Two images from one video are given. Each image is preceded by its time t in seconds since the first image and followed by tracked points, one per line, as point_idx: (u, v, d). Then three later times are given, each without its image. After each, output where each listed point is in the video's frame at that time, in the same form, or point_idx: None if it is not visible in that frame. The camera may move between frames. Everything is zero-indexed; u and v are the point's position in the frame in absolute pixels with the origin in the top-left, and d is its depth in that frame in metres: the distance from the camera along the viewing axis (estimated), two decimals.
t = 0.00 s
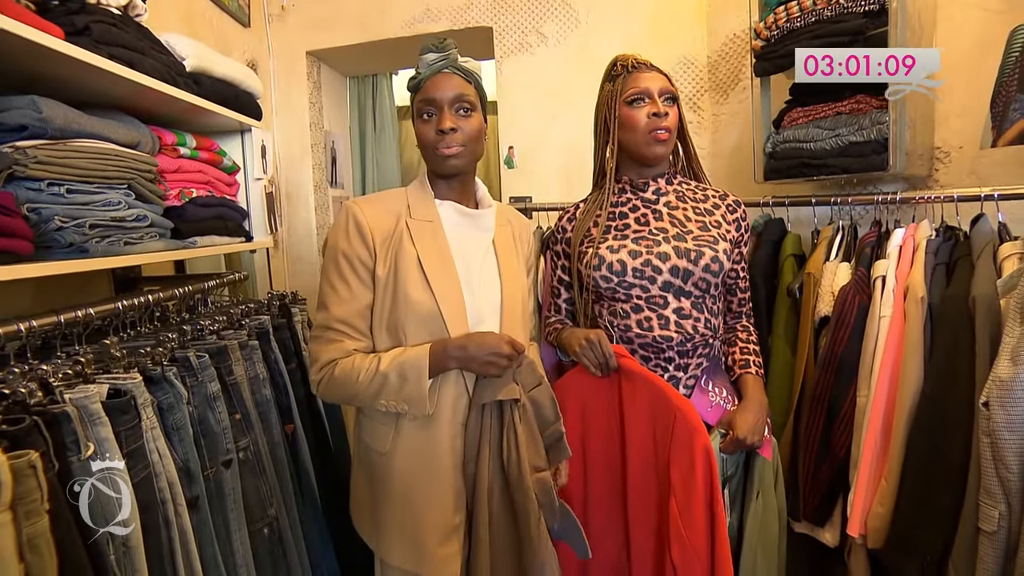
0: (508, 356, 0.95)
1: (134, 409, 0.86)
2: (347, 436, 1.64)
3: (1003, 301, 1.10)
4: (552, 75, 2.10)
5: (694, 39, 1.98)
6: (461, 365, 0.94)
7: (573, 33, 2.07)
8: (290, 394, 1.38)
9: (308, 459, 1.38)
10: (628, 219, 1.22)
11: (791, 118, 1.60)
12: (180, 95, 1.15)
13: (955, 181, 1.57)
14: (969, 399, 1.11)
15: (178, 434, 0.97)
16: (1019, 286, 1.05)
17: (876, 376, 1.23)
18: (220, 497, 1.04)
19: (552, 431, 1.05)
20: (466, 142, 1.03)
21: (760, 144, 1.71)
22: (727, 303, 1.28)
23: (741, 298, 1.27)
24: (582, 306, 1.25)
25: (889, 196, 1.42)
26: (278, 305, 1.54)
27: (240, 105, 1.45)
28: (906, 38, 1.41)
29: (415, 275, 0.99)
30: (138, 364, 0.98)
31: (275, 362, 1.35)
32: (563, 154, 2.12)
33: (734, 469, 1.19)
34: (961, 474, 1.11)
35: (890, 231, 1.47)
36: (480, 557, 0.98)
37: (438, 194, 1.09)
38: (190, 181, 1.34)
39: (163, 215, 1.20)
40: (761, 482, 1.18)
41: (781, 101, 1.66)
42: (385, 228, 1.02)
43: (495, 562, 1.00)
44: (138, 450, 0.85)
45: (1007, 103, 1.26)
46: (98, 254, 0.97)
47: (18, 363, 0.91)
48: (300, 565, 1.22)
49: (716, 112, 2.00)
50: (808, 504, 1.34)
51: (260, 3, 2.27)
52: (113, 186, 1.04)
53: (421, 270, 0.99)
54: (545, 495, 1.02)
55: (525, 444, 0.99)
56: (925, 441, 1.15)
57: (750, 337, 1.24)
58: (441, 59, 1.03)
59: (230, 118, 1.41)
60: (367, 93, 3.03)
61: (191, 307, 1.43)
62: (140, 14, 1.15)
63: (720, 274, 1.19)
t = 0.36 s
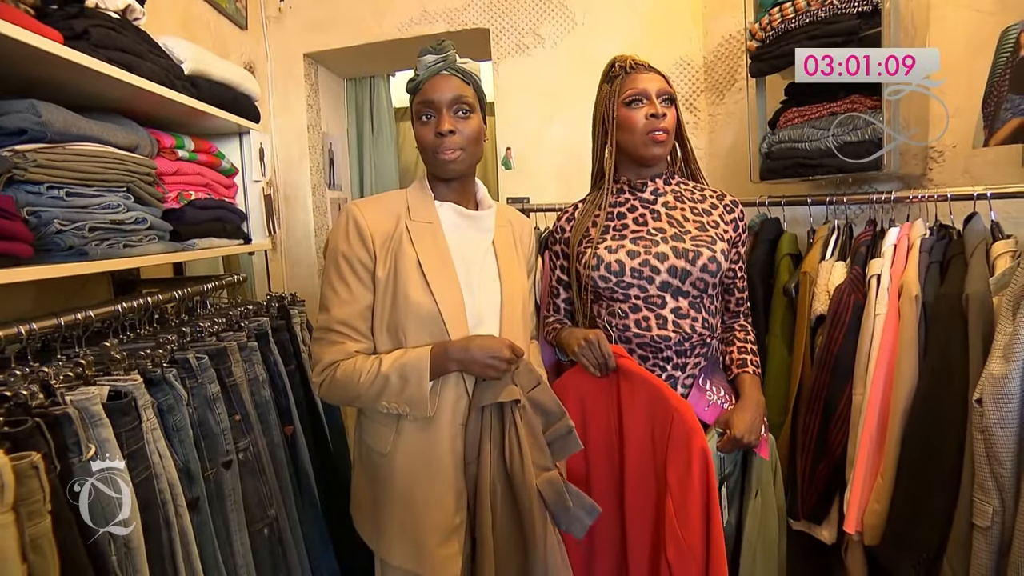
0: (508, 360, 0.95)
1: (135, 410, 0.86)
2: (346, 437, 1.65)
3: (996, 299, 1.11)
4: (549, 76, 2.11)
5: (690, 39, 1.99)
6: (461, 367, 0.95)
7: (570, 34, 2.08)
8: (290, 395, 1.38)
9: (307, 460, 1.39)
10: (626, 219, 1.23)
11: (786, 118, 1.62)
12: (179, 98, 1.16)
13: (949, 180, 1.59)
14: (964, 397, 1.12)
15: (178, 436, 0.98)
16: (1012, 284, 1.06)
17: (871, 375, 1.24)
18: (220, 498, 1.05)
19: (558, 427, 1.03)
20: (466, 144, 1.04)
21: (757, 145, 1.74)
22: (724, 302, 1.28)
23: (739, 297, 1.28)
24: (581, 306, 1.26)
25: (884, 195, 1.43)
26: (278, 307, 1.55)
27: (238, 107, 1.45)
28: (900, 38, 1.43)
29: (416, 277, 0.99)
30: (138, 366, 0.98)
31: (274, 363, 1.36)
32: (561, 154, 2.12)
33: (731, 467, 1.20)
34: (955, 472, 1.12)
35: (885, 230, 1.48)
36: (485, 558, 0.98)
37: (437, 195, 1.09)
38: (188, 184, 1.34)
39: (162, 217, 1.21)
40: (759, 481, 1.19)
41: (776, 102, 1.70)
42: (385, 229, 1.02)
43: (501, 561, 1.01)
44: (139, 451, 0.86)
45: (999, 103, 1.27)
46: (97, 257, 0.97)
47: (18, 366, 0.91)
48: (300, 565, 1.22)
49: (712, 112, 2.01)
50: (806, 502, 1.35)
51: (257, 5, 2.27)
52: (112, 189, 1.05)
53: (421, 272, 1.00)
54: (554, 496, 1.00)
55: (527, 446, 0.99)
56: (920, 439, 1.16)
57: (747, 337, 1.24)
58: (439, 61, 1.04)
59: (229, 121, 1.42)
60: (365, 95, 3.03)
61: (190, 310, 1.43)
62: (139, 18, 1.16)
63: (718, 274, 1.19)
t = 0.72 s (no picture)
0: (510, 365, 0.96)
1: (143, 409, 0.87)
2: (349, 437, 1.65)
3: (1000, 302, 1.11)
4: (554, 77, 2.11)
5: (694, 42, 2.00)
6: (463, 370, 0.95)
7: (574, 36, 2.08)
8: (294, 394, 1.39)
9: (311, 460, 1.39)
10: (630, 220, 1.23)
11: (791, 121, 1.62)
12: (187, 100, 1.17)
13: (954, 183, 1.58)
14: (967, 400, 1.12)
15: (185, 434, 0.98)
16: (1016, 287, 1.06)
17: (875, 377, 1.24)
18: (225, 496, 1.05)
19: (561, 430, 1.02)
20: (469, 146, 1.04)
21: (761, 146, 1.73)
22: (729, 305, 1.29)
23: (743, 300, 1.28)
24: (584, 307, 1.26)
25: (888, 198, 1.43)
26: (282, 306, 1.56)
27: (244, 109, 1.46)
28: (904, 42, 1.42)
29: (418, 279, 1.00)
30: (145, 365, 0.99)
31: (279, 363, 1.37)
32: (565, 156, 2.13)
33: (736, 471, 1.17)
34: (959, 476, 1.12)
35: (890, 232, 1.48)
36: (487, 558, 0.98)
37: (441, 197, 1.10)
38: (194, 185, 1.35)
39: (168, 218, 1.22)
40: (762, 483, 1.19)
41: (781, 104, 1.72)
42: (387, 231, 1.03)
43: (504, 562, 1.00)
44: (146, 449, 0.86)
45: (1004, 106, 1.27)
46: (106, 257, 0.98)
47: (27, 364, 0.92)
48: (304, 564, 1.23)
49: (716, 114, 2.01)
50: (809, 504, 1.36)
51: (264, 7, 2.28)
52: (120, 189, 1.05)
53: (423, 274, 1.00)
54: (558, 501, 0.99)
55: (530, 447, 0.99)
56: (923, 441, 1.16)
57: (752, 340, 1.24)
58: (442, 63, 1.04)
59: (236, 122, 1.43)
60: (369, 96, 3.04)
61: (196, 310, 1.44)
62: (147, 20, 1.17)
63: (721, 276, 1.20)
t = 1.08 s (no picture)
0: (507, 366, 0.96)
1: (144, 409, 0.87)
2: (351, 438, 1.66)
3: (1000, 303, 1.11)
4: (554, 78, 2.12)
5: (694, 43, 2.00)
6: (460, 371, 0.96)
7: (574, 37, 2.09)
8: (295, 395, 1.40)
9: (313, 461, 1.40)
10: (631, 221, 1.24)
11: (791, 122, 1.63)
12: (188, 101, 1.17)
13: (954, 184, 1.59)
14: (967, 400, 1.12)
15: (186, 434, 0.98)
16: (1015, 288, 1.06)
17: (875, 377, 1.25)
18: (226, 496, 1.06)
19: (561, 431, 1.02)
20: (468, 147, 1.05)
21: (761, 148, 1.73)
22: (729, 306, 1.29)
23: (742, 301, 1.28)
24: (584, 308, 1.26)
25: (887, 199, 1.43)
26: (283, 307, 1.56)
27: (246, 110, 1.47)
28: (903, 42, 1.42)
29: (416, 280, 1.00)
30: (148, 366, 1.00)
31: (280, 364, 1.37)
32: (565, 157, 2.13)
33: (737, 471, 1.18)
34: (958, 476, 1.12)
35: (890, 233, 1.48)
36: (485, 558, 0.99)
37: (441, 198, 1.10)
38: (196, 186, 1.36)
39: (170, 219, 1.22)
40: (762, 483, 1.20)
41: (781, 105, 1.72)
42: (386, 233, 1.04)
43: (503, 562, 1.00)
44: (148, 449, 0.87)
45: (1003, 107, 1.27)
46: (109, 258, 0.98)
47: (30, 364, 0.93)
48: (305, 564, 1.23)
49: (717, 115, 2.01)
50: (809, 505, 1.36)
51: (265, 8, 2.29)
52: (122, 191, 1.06)
53: (422, 276, 1.01)
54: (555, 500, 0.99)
55: (528, 448, 1.00)
56: (922, 441, 1.16)
57: (752, 341, 1.24)
58: (441, 63, 1.05)
59: (237, 124, 1.43)
60: (370, 97, 3.05)
61: (197, 311, 1.45)
62: (150, 22, 1.17)
63: (722, 276, 1.20)
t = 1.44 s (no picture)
0: (502, 369, 0.96)
1: (141, 415, 0.87)
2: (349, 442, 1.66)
3: (993, 304, 1.12)
4: (550, 82, 2.12)
5: (690, 46, 2.01)
6: (455, 374, 0.96)
7: (570, 40, 2.09)
8: (292, 400, 1.40)
9: (310, 466, 1.40)
10: (627, 224, 1.24)
11: (786, 124, 1.64)
12: (185, 107, 1.18)
13: (948, 185, 1.61)
14: (963, 401, 1.12)
15: (183, 440, 0.99)
16: (1008, 289, 1.07)
17: (871, 378, 1.25)
18: (223, 502, 1.06)
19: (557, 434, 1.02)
20: (462, 151, 1.05)
21: (757, 151, 1.74)
22: (725, 308, 1.29)
23: (740, 303, 1.28)
24: (582, 311, 1.27)
25: (882, 201, 1.44)
26: (281, 312, 1.56)
27: (242, 115, 1.47)
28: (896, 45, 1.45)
29: (411, 285, 1.00)
30: (144, 372, 1.00)
31: (278, 369, 1.37)
32: (562, 160, 2.14)
33: (736, 473, 1.18)
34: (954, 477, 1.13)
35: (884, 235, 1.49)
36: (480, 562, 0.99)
37: (436, 202, 1.10)
38: (193, 192, 1.36)
39: (166, 225, 1.22)
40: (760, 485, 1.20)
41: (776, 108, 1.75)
42: (380, 238, 1.04)
43: (497, 565, 1.00)
44: (145, 455, 0.87)
45: (994, 109, 1.27)
46: (105, 264, 0.98)
47: (26, 371, 0.93)
48: (303, 570, 1.23)
49: (712, 117, 2.02)
50: (807, 506, 1.36)
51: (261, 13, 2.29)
52: (119, 197, 1.06)
53: (416, 279, 1.01)
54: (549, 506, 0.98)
55: (524, 452, 1.00)
56: (918, 442, 1.16)
57: (750, 343, 1.24)
58: (433, 69, 1.05)
59: (235, 129, 1.44)
60: (367, 101, 3.06)
61: (195, 316, 1.45)
62: (146, 29, 1.18)
63: (718, 278, 1.20)
